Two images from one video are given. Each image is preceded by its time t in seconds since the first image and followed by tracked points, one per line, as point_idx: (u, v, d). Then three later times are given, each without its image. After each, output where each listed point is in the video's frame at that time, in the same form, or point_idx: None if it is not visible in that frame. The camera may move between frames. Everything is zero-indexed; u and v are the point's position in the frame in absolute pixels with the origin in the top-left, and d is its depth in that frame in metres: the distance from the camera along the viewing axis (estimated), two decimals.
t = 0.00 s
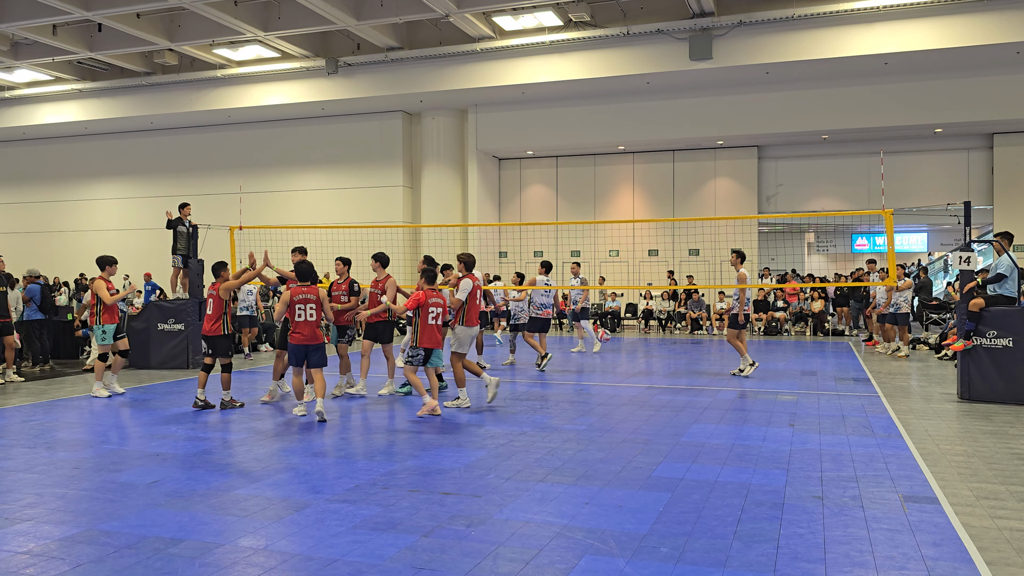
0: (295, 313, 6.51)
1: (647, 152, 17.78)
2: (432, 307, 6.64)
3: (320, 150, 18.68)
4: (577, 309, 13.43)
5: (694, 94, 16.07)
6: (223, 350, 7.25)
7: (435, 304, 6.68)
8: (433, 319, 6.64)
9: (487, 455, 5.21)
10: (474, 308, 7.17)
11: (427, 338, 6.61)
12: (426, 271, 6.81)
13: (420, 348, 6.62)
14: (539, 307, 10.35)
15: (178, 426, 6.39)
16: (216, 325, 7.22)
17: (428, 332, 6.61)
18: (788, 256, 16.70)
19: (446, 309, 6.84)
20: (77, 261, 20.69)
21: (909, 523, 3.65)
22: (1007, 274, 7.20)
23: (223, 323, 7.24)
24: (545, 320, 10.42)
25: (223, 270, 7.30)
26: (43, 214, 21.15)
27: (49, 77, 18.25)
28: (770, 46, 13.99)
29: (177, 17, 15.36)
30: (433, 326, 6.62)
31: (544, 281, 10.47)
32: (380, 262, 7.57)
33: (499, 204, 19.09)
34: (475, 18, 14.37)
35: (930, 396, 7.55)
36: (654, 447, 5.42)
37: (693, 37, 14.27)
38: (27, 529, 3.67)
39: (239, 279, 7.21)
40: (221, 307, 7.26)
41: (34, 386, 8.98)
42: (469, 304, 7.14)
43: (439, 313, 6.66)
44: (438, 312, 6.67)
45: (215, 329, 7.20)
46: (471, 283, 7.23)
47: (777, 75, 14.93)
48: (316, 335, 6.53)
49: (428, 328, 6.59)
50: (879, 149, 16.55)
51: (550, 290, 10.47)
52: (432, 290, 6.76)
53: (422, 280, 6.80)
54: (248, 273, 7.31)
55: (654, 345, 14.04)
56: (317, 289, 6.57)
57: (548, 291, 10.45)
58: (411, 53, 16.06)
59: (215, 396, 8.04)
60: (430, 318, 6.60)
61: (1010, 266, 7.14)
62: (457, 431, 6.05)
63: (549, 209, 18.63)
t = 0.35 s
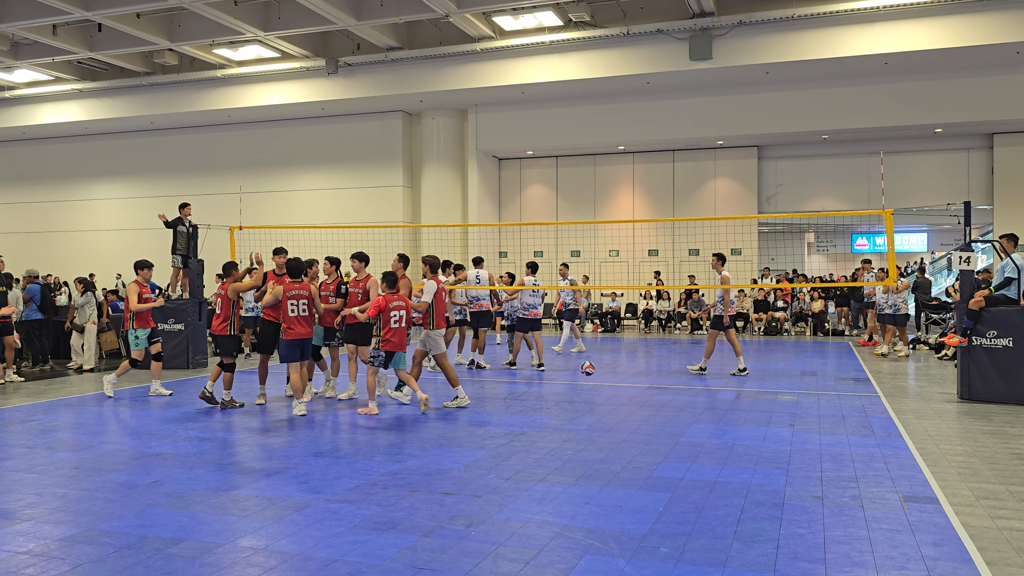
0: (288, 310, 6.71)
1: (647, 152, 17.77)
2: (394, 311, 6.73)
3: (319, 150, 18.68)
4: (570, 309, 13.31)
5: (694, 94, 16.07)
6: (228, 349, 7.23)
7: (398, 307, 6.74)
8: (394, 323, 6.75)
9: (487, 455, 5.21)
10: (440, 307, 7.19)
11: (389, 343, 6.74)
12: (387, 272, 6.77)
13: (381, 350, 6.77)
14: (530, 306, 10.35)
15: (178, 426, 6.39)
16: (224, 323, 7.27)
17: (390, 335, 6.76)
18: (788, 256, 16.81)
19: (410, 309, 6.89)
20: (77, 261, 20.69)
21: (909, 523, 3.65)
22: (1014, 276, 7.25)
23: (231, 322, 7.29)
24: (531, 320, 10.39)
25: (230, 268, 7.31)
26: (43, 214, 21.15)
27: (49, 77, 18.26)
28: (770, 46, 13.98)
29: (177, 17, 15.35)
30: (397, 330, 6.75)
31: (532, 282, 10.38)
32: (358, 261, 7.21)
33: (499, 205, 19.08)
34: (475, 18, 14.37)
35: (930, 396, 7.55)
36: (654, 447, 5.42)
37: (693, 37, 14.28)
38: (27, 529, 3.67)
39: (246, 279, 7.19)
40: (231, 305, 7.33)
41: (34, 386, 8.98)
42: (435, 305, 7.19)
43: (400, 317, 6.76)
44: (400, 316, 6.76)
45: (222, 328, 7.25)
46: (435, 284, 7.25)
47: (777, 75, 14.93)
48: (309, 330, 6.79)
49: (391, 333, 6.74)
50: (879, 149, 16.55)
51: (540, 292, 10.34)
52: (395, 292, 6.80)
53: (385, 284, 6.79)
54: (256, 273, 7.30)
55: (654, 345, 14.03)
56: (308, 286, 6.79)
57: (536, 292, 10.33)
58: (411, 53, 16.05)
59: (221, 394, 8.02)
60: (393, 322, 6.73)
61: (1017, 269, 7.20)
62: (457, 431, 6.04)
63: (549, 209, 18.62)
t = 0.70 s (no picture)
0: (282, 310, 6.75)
1: (647, 152, 17.77)
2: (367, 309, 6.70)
3: (319, 150, 18.68)
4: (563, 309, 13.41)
5: (695, 94, 16.07)
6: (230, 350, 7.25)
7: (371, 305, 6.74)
8: (369, 321, 6.74)
9: (487, 455, 5.21)
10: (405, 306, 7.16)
11: (364, 340, 6.74)
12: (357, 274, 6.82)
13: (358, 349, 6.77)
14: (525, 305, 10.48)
15: (178, 427, 6.39)
16: (228, 324, 7.29)
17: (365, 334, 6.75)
18: (788, 256, 16.77)
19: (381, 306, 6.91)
20: (77, 261, 20.70)
21: (909, 522, 3.65)
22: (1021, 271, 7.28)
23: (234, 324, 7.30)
24: (521, 318, 10.58)
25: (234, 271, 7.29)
26: (43, 214, 21.16)
27: (49, 77, 18.26)
28: (770, 46, 13.98)
29: (177, 17, 15.35)
30: (371, 328, 6.74)
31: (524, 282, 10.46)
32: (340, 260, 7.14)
33: (499, 204, 19.09)
34: (475, 18, 14.37)
35: (931, 396, 7.55)
36: (654, 447, 5.42)
37: (693, 37, 14.28)
38: (27, 529, 3.67)
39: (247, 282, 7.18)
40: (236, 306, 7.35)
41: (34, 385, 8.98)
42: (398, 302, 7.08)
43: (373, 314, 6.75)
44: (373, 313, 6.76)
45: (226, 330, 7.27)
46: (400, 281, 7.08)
47: (777, 75, 14.93)
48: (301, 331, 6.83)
49: (365, 330, 6.73)
50: (879, 149, 16.55)
51: (530, 291, 10.49)
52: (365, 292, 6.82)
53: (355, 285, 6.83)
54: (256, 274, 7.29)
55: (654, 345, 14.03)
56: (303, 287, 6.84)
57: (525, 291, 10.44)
58: (411, 53, 16.06)
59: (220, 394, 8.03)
60: (367, 321, 6.71)
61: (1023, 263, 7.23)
62: (457, 431, 6.05)
63: (549, 209, 18.62)
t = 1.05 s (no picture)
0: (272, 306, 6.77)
1: (647, 152, 17.77)
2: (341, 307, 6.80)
3: (319, 150, 18.68)
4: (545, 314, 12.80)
5: (695, 94, 16.07)
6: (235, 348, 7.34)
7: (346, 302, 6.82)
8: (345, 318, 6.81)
9: (487, 455, 5.21)
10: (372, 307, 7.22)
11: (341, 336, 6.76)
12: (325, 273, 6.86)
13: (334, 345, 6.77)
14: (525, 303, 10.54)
15: (178, 427, 6.38)
16: (226, 323, 7.29)
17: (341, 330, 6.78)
18: (788, 256, 16.89)
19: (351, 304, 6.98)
20: (77, 261, 20.70)
21: (909, 523, 3.65)
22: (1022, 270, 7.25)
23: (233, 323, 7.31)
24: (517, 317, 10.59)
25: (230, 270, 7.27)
26: (44, 214, 21.16)
27: (49, 77, 18.26)
28: (770, 46, 13.98)
29: (177, 17, 15.35)
30: (348, 324, 6.79)
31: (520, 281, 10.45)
32: (322, 260, 7.11)
33: (499, 204, 19.09)
34: (475, 18, 14.38)
35: (931, 396, 7.55)
36: (654, 447, 5.42)
37: (693, 37, 14.28)
38: (27, 529, 3.67)
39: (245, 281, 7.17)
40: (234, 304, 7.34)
41: (34, 385, 8.99)
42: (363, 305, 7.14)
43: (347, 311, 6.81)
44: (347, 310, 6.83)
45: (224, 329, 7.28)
46: (364, 282, 7.13)
47: (777, 75, 14.93)
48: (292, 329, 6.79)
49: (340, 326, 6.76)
50: (879, 149, 16.54)
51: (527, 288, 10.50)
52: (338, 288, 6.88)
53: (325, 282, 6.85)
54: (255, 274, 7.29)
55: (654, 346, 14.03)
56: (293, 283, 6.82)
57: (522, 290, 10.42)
58: (412, 53, 16.05)
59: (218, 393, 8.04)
60: (343, 316, 6.75)
61: None
62: (457, 431, 6.04)
63: (549, 209, 18.62)
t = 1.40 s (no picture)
0: (261, 307, 6.79)
1: (647, 152, 17.77)
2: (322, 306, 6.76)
3: (319, 150, 18.69)
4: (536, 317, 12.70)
5: (695, 94, 16.07)
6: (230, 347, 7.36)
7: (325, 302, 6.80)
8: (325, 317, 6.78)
9: (487, 455, 5.21)
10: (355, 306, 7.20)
11: (320, 337, 6.76)
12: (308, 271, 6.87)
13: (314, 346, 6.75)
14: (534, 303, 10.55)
15: (178, 427, 6.38)
16: (221, 324, 7.29)
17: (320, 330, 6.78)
18: (788, 256, 16.96)
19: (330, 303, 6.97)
20: (77, 261, 20.70)
21: (909, 523, 3.65)
22: (1012, 276, 7.25)
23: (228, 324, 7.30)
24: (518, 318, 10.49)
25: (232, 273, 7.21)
26: (44, 214, 21.16)
27: (49, 77, 18.25)
28: (770, 46, 13.98)
29: (177, 17, 15.35)
30: (326, 324, 6.80)
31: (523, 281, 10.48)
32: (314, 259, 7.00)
33: (499, 204, 19.10)
34: (475, 18, 14.38)
35: (931, 396, 7.55)
36: (654, 447, 5.42)
37: (693, 37, 14.28)
38: (27, 529, 3.67)
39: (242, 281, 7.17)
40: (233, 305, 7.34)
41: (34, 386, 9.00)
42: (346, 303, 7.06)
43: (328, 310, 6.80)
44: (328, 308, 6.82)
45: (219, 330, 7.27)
46: (343, 281, 6.99)
47: (777, 75, 14.93)
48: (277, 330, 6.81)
49: (320, 327, 6.75)
50: (879, 149, 16.54)
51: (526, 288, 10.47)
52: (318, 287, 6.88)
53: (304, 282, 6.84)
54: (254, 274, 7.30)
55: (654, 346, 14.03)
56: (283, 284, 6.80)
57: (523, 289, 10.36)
58: (412, 53, 16.06)
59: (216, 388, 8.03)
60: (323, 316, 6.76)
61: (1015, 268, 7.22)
62: (456, 432, 6.04)
63: (549, 209, 18.62)
